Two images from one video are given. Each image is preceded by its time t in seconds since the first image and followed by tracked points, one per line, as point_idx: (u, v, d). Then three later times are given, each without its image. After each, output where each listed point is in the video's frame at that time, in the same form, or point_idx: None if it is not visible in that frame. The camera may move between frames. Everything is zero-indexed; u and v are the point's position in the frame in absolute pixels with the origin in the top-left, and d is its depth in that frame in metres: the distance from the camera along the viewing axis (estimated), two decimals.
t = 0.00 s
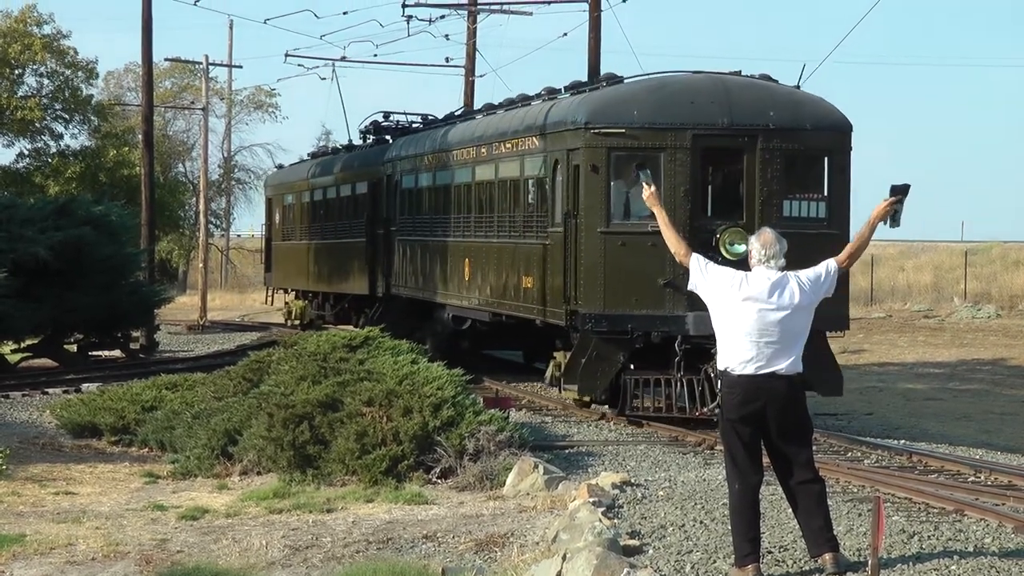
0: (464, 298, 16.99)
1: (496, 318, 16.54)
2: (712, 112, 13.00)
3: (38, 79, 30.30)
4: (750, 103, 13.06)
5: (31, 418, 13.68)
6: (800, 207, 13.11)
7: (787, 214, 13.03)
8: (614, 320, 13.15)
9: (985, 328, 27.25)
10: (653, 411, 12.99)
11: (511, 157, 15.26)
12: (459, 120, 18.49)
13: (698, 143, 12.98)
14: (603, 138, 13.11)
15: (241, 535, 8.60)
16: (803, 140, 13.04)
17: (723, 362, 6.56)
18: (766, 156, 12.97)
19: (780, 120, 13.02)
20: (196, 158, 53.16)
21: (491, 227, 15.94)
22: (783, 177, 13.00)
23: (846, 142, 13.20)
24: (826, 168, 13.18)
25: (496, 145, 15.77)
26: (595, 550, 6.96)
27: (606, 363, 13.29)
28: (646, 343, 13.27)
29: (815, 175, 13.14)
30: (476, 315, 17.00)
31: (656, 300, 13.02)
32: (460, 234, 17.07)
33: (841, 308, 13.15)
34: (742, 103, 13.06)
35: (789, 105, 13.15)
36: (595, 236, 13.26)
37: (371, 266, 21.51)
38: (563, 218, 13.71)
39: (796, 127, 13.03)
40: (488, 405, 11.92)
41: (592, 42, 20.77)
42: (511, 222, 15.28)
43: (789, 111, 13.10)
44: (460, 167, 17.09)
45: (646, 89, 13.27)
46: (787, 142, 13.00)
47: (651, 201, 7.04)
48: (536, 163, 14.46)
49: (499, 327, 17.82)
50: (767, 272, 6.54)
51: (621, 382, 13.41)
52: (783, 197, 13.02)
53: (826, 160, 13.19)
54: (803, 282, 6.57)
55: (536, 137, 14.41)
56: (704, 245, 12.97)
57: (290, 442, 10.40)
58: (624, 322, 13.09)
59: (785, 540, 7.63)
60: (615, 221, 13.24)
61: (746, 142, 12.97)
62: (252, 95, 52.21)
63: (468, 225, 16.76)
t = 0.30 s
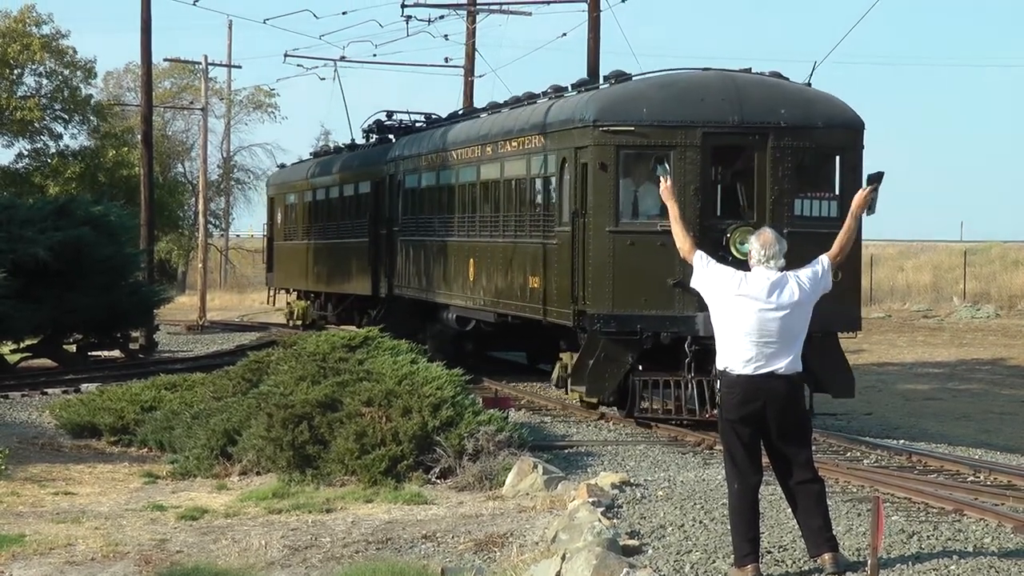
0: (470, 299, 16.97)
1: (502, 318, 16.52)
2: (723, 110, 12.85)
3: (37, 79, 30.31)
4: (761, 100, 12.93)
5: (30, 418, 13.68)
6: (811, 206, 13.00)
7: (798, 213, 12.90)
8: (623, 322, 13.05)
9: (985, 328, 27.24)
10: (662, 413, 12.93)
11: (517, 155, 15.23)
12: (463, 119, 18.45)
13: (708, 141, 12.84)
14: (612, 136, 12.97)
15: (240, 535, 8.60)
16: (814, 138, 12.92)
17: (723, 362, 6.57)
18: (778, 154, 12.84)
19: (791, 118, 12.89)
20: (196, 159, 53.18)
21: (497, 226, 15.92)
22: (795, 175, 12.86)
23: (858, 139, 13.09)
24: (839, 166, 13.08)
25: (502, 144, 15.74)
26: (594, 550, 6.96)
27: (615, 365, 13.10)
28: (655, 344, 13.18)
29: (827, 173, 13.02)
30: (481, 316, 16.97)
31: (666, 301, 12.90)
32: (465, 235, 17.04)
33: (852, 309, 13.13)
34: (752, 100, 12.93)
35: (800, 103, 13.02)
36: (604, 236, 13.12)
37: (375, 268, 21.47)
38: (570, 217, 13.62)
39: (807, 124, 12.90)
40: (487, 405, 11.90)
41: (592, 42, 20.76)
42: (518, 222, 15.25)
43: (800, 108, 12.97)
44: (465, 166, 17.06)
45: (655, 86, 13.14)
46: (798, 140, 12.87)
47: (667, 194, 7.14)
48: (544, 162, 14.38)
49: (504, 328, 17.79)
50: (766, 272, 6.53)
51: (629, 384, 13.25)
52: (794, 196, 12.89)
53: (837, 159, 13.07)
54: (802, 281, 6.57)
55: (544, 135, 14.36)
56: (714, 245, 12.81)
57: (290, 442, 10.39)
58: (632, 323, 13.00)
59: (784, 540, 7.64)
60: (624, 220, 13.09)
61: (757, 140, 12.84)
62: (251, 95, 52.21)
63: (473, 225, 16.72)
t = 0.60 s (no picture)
0: (477, 300, 17.19)
1: (508, 320, 16.75)
2: (729, 114, 13.10)
3: (51, 87, 30.74)
4: (765, 105, 13.18)
5: (44, 416, 13.95)
6: (814, 210, 13.24)
7: (802, 216, 13.15)
8: (628, 322, 13.27)
9: (972, 329, 27.52)
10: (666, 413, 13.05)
11: (524, 160, 15.48)
12: (471, 122, 18.69)
13: (714, 144, 13.10)
14: (619, 139, 13.19)
15: (248, 529, 8.86)
16: (818, 141, 13.16)
17: (718, 361, 6.83)
18: (782, 157, 13.07)
19: (795, 122, 13.13)
20: (206, 165, 53.55)
21: (504, 229, 16.15)
22: (798, 180, 13.10)
23: (861, 144, 13.35)
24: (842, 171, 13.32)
25: (509, 148, 15.98)
26: (592, 544, 7.23)
27: (622, 366, 13.39)
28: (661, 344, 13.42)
29: (833, 176, 13.21)
30: (487, 317, 17.21)
31: (671, 302, 13.18)
32: (472, 238, 17.28)
33: (855, 310, 13.36)
34: (757, 105, 13.19)
35: (804, 107, 13.26)
36: (611, 238, 13.32)
37: (383, 270, 21.68)
38: (577, 220, 13.86)
39: (811, 127, 13.14)
40: (487, 403, 12.16)
41: (590, 51, 21.01)
42: (525, 226, 15.47)
43: (804, 112, 13.21)
44: (472, 170, 17.29)
45: (661, 90, 13.39)
46: (802, 144, 13.11)
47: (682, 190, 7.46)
48: (551, 166, 14.63)
49: (509, 331, 17.96)
50: (760, 274, 6.78)
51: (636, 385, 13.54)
52: (797, 199, 13.13)
53: (841, 163, 13.30)
54: (795, 282, 6.81)
55: (551, 140, 14.59)
56: (719, 248, 13.03)
57: (297, 439, 10.65)
58: (637, 324, 13.22)
59: (777, 534, 7.90)
60: (630, 222, 13.30)
61: (762, 143, 13.08)
62: (259, 102, 52.51)
63: (480, 228, 16.96)
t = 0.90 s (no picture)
0: (482, 304, 17.67)
1: (513, 322, 17.24)
2: (724, 125, 13.61)
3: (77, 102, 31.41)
4: (759, 116, 13.68)
5: (70, 412, 14.49)
6: (807, 216, 13.72)
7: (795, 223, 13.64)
8: (629, 324, 13.75)
9: (944, 329, 28.12)
10: (665, 411, 13.56)
11: (527, 169, 16.00)
12: (477, 133, 19.21)
13: (710, 154, 13.60)
14: (619, 149, 13.72)
15: (262, 519, 9.37)
16: (810, 151, 13.63)
17: (707, 361, 7.33)
18: (776, 166, 13.57)
19: (788, 132, 13.62)
20: (224, 176, 54.33)
21: (509, 235, 16.65)
22: (792, 188, 13.59)
23: (852, 153, 13.82)
24: (834, 179, 13.80)
25: (514, 158, 16.49)
26: (587, 534, 7.73)
27: (623, 366, 13.90)
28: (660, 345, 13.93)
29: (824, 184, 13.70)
30: (493, 320, 17.70)
31: (670, 305, 13.67)
32: (478, 244, 17.78)
33: (846, 312, 13.85)
34: (752, 116, 13.69)
35: (796, 118, 13.76)
36: (612, 243, 13.82)
37: (391, 275, 22.18)
38: (579, 227, 14.37)
39: (803, 137, 13.63)
40: (489, 400, 12.67)
41: (585, 67, 21.54)
42: (530, 233, 15.96)
43: (796, 123, 13.71)
44: (478, 180, 17.80)
45: (660, 102, 13.92)
46: (795, 153, 13.60)
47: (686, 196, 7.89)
48: (554, 175, 15.14)
49: (513, 333, 18.45)
50: (746, 277, 7.28)
51: (636, 384, 14.02)
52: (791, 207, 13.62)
53: (833, 171, 13.79)
54: (778, 285, 7.30)
55: (553, 150, 15.11)
56: (716, 254, 13.53)
57: (308, 434, 11.17)
58: (638, 326, 13.72)
59: (762, 524, 8.40)
60: (631, 228, 13.79)
61: (756, 153, 13.58)
62: (274, 116, 53.22)
63: (486, 235, 17.46)
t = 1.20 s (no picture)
0: (486, 304, 18.16)
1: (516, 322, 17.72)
2: (719, 132, 14.11)
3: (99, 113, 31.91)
4: (752, 124, 14.18)
5: (93, 406, 15.03)
6: (798, 220, 14.23)
7: (787, 226, 14.16)
8: (628, 323, 14.26)
9: (919, 327, 28.74)
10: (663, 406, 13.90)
11: (530, 175, 16.50)
12: (481, 140, 19.72)
13: (705, 161, 14.11)
14: (619, 156, 14.24)
15: (275, 507, 9.89)
16: (801, 157, 14.12)
17: (696, 358, 7.83)
18: (768, 172, 14.08)
19: (780, 139, 14.10)
20: (237, 182, 55.02)
21: (512, 238, 17.16)
22: (783, 194, 14.11)
23: (841, 159, 14.34)
24: (823, 184, 14.30)
25: (517, 165, 17.00)
26: (582, 521, 8.23)
27: (622, 363, 14.42)
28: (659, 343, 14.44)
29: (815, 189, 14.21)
30: (497, 319, 18.20)
31: (668, 305, 14.18)
32: (482, 247, 18.28)
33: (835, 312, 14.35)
34: (745, 124, 14.19)
35: (788, 126, 14.24)
36: (612, 246, 14.33)
37: (398, 277, 22.69)
38: (580, 231, 14.89)
39: (794, 144, 14.11)
40: (488, 394, 13.19)
41: (581, 81, 22.06)
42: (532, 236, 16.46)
43: (788, 131, 14.19)
44: (482, 186, 18.29)
45: (657, 111, 14.44)
46: (787, 159, 14.09)
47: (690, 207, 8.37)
48: (555, 180, 15.66)
49: (517, 332, 18.94)
50: (733, 279, 7.77)
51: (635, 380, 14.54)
52: (783, 211, 14.13)
53: (823, 177, 14.30)
54: (763, 287, 7.79)
55: (554, 156, 15.63)
56: (711, 256, 14.03)
57: (319, 427, 11.70)
58: (637, 325, 14.23)
59: (748, 512, 8.92)
60: (629, 231, 14.31)
61: (750, 159, 14.08)
62: (286, 126, 53.84)
63: (489, 238, 17.97)
